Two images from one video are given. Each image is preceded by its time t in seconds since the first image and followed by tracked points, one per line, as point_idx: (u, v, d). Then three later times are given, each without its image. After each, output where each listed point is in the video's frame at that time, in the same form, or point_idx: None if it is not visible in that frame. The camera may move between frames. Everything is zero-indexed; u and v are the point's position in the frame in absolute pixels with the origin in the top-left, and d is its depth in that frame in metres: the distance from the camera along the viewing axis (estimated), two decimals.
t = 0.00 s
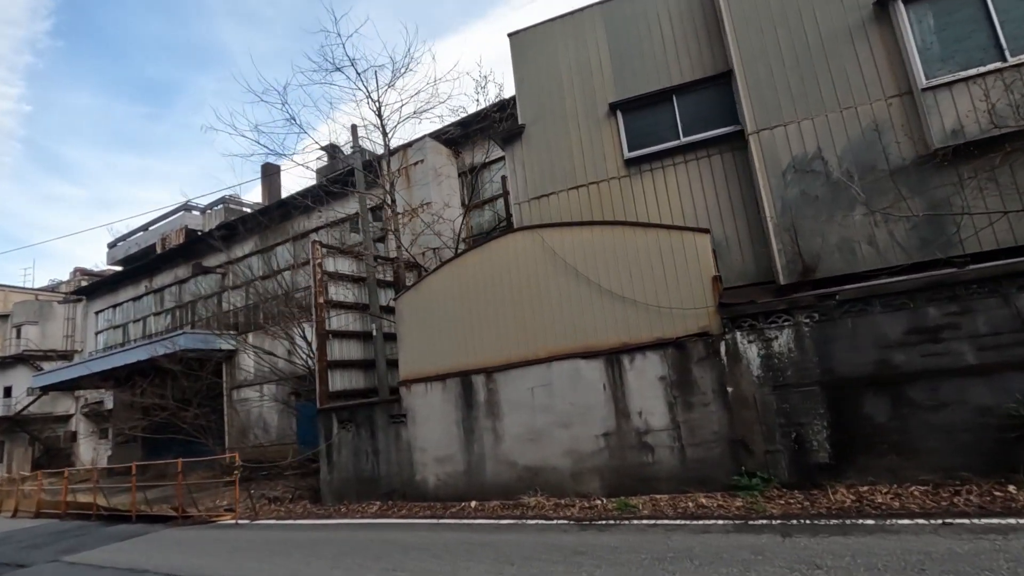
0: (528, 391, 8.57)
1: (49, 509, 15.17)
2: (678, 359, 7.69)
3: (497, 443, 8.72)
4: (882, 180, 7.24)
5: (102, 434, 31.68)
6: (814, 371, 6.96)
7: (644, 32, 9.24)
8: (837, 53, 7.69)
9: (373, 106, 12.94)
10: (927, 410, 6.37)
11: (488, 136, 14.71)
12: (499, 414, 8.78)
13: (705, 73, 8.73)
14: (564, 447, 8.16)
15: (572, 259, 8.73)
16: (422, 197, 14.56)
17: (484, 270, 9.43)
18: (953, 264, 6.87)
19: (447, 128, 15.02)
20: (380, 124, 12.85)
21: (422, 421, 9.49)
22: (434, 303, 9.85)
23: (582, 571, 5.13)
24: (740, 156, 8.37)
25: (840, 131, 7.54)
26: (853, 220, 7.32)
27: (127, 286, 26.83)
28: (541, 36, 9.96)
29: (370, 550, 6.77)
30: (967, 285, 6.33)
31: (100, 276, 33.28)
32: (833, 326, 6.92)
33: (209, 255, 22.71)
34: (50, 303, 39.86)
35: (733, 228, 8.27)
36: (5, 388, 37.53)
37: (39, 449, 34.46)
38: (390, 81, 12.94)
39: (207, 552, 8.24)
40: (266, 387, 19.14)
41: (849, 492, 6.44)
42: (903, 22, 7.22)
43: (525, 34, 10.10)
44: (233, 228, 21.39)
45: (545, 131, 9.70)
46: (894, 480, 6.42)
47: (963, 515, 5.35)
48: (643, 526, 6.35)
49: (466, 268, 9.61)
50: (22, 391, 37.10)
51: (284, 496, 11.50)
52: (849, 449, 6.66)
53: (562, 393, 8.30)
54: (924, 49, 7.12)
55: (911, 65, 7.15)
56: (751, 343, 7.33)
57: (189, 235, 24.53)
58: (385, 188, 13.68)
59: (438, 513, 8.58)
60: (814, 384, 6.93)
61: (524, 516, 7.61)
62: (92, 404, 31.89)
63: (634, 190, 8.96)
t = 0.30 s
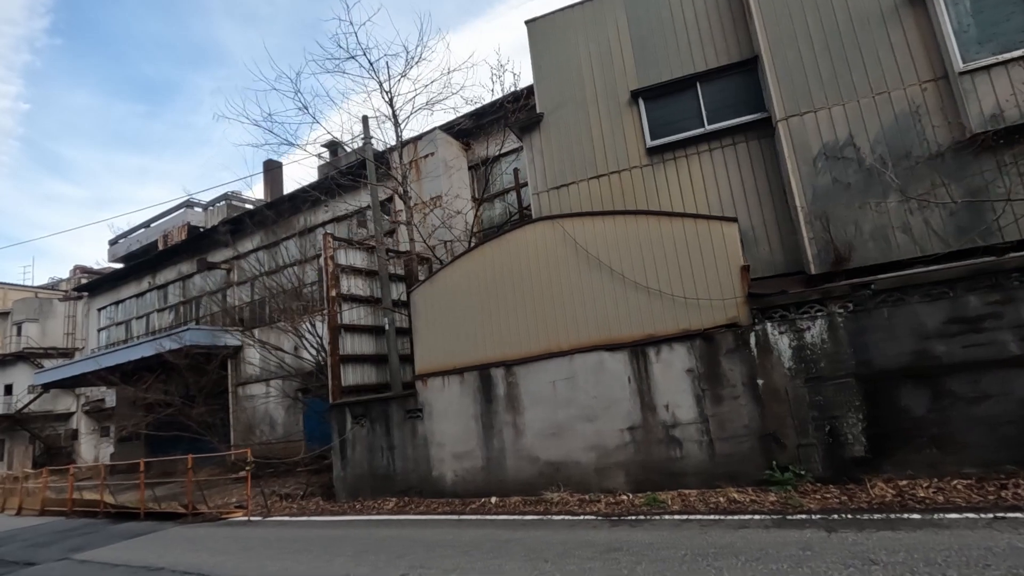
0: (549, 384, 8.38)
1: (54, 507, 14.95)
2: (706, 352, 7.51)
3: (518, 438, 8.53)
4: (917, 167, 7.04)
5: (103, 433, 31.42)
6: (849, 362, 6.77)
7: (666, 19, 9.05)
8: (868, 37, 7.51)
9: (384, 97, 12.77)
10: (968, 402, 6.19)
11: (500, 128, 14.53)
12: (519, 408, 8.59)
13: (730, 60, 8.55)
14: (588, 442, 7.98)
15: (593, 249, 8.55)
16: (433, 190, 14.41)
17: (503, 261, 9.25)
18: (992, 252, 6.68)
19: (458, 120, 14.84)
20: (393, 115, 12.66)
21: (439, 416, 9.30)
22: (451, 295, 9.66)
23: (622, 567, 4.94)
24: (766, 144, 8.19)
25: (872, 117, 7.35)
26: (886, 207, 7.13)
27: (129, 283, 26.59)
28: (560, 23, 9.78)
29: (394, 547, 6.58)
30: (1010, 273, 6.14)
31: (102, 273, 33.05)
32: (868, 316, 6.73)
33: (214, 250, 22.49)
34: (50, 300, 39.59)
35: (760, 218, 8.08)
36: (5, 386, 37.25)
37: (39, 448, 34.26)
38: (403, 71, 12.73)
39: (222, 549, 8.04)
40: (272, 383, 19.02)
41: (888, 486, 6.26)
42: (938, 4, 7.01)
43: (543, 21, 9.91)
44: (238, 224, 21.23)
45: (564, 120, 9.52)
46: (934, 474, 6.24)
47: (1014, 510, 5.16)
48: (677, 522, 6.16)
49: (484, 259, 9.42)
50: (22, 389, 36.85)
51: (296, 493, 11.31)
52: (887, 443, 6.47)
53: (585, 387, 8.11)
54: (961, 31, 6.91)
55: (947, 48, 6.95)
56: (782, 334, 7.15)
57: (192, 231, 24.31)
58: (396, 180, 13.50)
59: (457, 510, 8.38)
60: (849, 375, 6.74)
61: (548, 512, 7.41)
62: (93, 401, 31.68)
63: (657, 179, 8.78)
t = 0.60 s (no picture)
0: (575, 382, 8.14)
1: (60, 508, 14.69)
2: (740, 348, 7.26)
3: (542, 438, 8.28)
4: (961, 156, 6.80)
5: (106, 433, 31.17)
6: (892, 358, 6.53)
7: (693, 7, 8.83)
8: (907, 23, 7.27)
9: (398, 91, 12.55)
10: (1020, 400, 5.95)
11: (515, 123, 14.30)
12: (543, 407, 8.34)
13: (760, 49, 8.32)
14: (616, 442, 7.73)
15: (619, 243, 8.32)
16: (446, 186, 14.55)
17: (525, 256, 9.00)
18: None
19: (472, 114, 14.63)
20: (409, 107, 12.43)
21: (459, 415, 9.05)
22: (470, 291, 9.40)
23: (671, 572, 4.69)
24: (798, 135, 7.96)
25: (912, 105, 7.11)
26: (928, 198, 6.89)
27: (133, 282, 26.35)
28: (582, 12, 9.53)
29: (421, 551, 6.32)
30: None
31: (105, 273, 32.81)
32: (912, 310, 6.49)
33: (220, 248, 22.24)
34: (52, 300, 39.32)
35: (793, 211, 7.84)
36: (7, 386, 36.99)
37: (42, 448, 34.07)
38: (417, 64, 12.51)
39: (239, 552, 7.79)
40: (279, 383, 18.93)
41: (936, 487, 6.02)
42: None
43: (564, 10, 9.67)
44: (245, 222, 21.01)
45: (586, 111, 9.27)
46: (985, 474, 6.00)
47: None
48: (718, 525, 5.91)
49: (505, 254, 9.18)
50: (25, 389, 36.63)
51: (309, 494, 11.07)
52: (934, 442, 6.23)
53: (613, 385, 7.87)
54: (1006, 16, 6.67)
55: (992, 33, 6.71)
56: (821, 330, 6.90)
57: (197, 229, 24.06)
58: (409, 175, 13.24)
59: (481, 512, 8.13)
60: (893, 372, 6.50)
61: (578, 514, 7.17)
62: (96, 402, 31.45)
63: (684, 171, 8.54)
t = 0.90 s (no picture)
0: (600, 377, 7.92)
1: (65, 509, 14.44)
2: (773, 342, 7.05)
3: (566, 435, 8.06)
4: (1004, 143, 6.59)
5: (108, 434, 30.90)
6: (934, 351, 6.31)
7: None
8: (945, 7, 7.07)
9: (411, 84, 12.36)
10: None
11: (529, 117, 14.11)
12: (567, 403, 8.12)
13: (789, 36, 8.12)
14: (644, 439, 7.51)
15: (645, 235, 8.11)
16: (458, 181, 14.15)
17: (545, 249, 8.79)
18: None
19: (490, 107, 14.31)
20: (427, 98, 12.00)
21: (479, 412, 8.82)
22: (489, 284, 9.19)
23: (721, 572, 4.47)
24: (829, 124, 7.75)
25: (951, 91, 6.90)
26: (969, 187, 6.68)
27: (137, 280, 26.12)
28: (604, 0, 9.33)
29: (449, 550, 6.10)
30: None
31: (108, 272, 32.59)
32: (955, 302, 6.28)
33: (225, 246, 22.00)
34: (54, 300, 39.08)
35: (825, 202, 7.63)
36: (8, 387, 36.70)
37: (43, 449, 33.83)
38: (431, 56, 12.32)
39: (256, 552, 7.56)
40: (287, 382, 18.76)
41: (985, 485, 5.80)
42: None
43: None
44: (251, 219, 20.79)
45: (609, 100, 9.06)
46: None
47: None
48: (759, 524, 5.69)
49: (525, 247, 8.97)
50: (26, 389, 36.38)
51: (322, 494, 10.85)
52: (980, 437, 6.01)
53: (640, 380, 7.65)
54: None
55: None
56: (859, 323, 6.68)
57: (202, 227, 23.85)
58: (420, 170, 12.94)
59: (503, 511, 7.90)
60: (936, 366, 6.28)
61: (607, 513, 6.94)
62: (98, 402, 31.18)
63: (710, 161, 8.33)
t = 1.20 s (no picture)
0: (630, 379, 7.72)
1: (75, 513, 14.25)
2: (812, 342, 6.84)
3: (594, 438, 7.86)
4: None
5: (115, 436, 30.73)
6: (983, 352, 6.10)
7: None
8: None
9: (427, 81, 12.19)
10: None
11: (545, 117, 13.95)
12: (595, 406, 7.92)
13: (823, 29, 7.91)
14: (677, 442, 7.30)
15: (675, 233, 7.91)
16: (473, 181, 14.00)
17: (571, 247, 8.61)
18: None
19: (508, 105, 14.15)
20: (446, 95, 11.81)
21: (503, 414, 8.61)
22: (512, 284, 9.01)
23: None
24: (866, 117, 7.54)
25: (996, 83, 6.69)
26: (1017, 182, 6.47)
27: (145, 282, 25.98)
28: None
29: (482, 558, 5.89)
30: None
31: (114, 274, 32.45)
32: (1005, 300, 6.06)
33: (233, 247, 21.83)
34: (60, 302, 38.97)
35: (862, 198, 7.42)
36: (14, 389, 36.59)
37: (49, 451, 33.68)
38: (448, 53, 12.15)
39: (278, 559, 7.36)
40: (298, 383, 18.62)
41: None
42: None
43: None
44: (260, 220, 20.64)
45: (634, 96, 8.87)
46: None
47: None
48: (807, 531, 5.47)
49: (549, 245, 8.79)
50: (32, 391, 36.25)
51: (339, 498, 10.65)
52: None
53: (672, 381, 7.44)
54: None
55: None
56: (902, 322, 6.47)
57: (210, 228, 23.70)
58: (436, 169, 12.75)
59: (531, 517, 7.69)
60: (984, 366, 6.07)
61: (641, 519, 6.73)
62: (104, 404, 31.03)
63: (741, 158, 8.13)
